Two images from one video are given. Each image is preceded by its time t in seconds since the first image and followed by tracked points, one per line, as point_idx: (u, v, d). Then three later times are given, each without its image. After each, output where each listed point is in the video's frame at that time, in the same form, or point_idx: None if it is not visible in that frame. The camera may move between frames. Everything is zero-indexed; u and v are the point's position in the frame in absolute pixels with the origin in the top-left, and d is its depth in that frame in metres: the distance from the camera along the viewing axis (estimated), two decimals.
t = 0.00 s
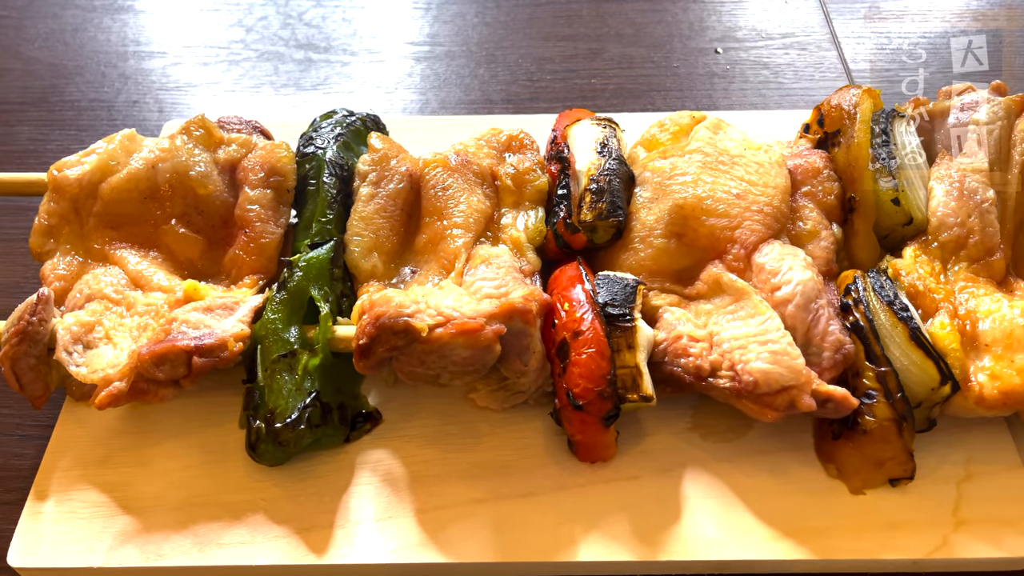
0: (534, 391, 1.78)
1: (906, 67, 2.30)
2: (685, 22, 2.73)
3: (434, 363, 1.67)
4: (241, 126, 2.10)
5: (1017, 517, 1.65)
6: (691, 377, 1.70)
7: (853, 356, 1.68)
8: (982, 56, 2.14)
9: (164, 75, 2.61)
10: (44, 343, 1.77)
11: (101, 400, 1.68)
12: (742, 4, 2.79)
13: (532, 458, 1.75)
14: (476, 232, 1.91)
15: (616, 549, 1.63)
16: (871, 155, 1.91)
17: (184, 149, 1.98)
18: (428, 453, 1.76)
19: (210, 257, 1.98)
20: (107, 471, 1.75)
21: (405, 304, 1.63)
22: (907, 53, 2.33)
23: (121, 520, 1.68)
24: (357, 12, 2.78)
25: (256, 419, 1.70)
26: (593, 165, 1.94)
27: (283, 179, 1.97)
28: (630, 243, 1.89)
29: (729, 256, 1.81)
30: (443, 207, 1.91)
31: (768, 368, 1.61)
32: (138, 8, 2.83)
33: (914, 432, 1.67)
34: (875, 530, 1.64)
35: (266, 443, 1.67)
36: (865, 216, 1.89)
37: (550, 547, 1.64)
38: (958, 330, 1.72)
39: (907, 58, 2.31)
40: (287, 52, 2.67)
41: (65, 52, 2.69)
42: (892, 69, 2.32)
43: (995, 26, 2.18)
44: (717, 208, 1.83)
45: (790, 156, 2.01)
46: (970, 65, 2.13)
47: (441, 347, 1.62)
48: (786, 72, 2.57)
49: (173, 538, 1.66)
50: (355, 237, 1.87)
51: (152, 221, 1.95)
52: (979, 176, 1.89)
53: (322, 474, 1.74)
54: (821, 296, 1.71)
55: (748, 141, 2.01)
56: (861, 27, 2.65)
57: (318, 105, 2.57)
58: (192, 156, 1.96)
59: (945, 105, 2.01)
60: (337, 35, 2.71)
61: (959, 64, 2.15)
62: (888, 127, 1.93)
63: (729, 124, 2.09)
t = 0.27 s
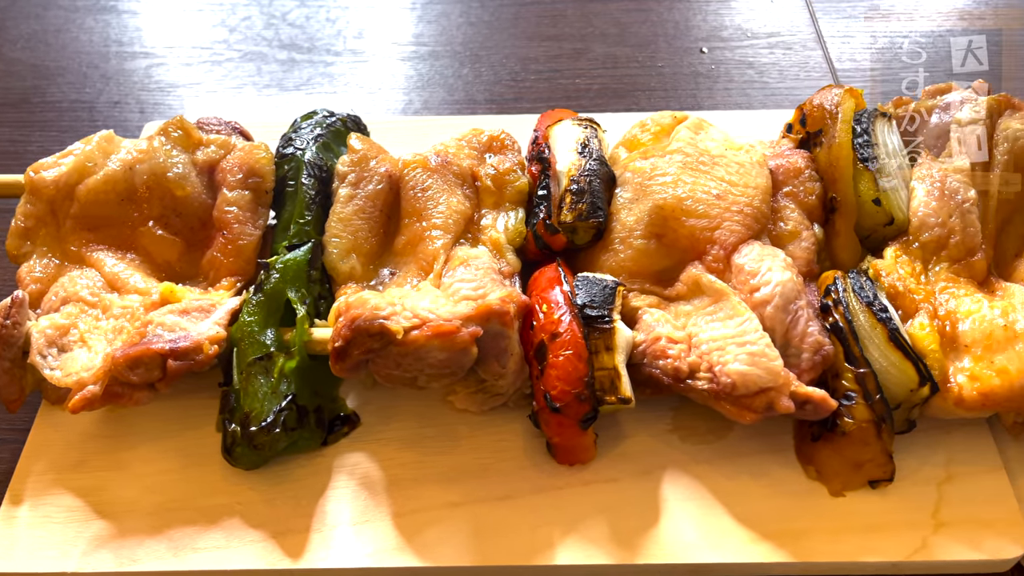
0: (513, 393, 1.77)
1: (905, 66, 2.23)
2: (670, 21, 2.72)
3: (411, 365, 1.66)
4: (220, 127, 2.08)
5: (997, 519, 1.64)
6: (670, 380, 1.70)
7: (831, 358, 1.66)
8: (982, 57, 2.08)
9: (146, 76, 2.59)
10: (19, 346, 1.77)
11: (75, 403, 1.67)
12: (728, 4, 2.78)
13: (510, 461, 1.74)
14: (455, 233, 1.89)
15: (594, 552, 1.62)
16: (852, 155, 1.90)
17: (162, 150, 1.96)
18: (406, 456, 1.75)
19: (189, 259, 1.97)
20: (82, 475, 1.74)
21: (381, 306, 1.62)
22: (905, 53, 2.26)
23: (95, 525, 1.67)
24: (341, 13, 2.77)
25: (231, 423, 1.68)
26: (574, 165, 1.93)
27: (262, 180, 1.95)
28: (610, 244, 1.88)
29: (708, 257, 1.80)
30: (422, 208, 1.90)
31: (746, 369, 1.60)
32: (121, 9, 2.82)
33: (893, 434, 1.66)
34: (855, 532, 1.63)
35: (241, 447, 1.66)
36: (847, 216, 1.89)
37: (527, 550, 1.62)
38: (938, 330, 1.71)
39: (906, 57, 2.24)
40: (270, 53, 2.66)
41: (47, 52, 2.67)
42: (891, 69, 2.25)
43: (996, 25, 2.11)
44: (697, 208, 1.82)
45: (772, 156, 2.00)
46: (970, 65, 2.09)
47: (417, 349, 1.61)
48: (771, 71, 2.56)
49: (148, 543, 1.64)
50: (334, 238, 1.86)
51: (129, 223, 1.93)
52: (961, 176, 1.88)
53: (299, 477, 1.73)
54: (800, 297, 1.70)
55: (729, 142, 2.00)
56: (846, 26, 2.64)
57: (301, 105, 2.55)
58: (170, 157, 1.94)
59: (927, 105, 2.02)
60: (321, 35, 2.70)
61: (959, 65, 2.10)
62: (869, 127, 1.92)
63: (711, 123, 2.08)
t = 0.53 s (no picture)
0: (493, 395, 1.76)
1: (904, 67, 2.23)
2: (657, 20, 2.71)
3: (390, 368, 1.64)
4: (200, 128, 2.07)
5: (979, 520, 1.64)
6: (651, 381, 1.68)
7: (813, 359, 1.65)
8: (982, 57, 2.06)
9: (130, 76, 2.58)
10: None
11: (51, 407, 1.67)
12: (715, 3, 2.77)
13: (491, 463, 1.73)
14: (436, 234, 1.88)
15: (574, 555, 1.61)
16: (836, 155, 1.89)
17: (142, 151, 1.95)
18: (385, 459, 1.74)
19: (169, 261, 1.95)
20: (59, 479, 1.72)
21: (359, 308, 1.61)
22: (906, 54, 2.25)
23: (72, 529, 1.66)
24: (327, 13, 2.75)
25: (209, 426, 1.67)
26: (556, 166, 1.92)
27: (242, 181, 1.94)
28: (592, 245, 1.87)
29: (689, 258, 1.79)
30: (404, 208, 1.88)
31: (726, 371, 1.59)
32: (105, 8, 2.80)
33: (874, 435, 1.65)
34: (837, 534, 1.62)
35: (219, 450, 1.65)
36: (830, 216, 1.88)
37: (507, 554, 1.61)
38: (920, 331, 1.70)
39: (906, 57, 2.24)
40: (254, 53, 2.64)
41: (30, 53, 2.66)
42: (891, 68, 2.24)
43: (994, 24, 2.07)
44: (679, 209, 1.81)
45: (755, 156, 1.99)
46: (970, 65, 2.07)
47: (395, 352, 1.60)
48: (757, 71, 2.55)
49: (125, 548, 1.63)
50: (313, 239, 1.85)
51: (108, 225, 1.92)
52: (944, 176, 1.87)
53: (278, 481, 1.72)
54: (782, 298, 1.69)
55: (712, 142, 1.99)
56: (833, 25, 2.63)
57: (285, 106, 2.54)
58: (149, 159, 1.93)
59: (911, 104, 2.02)
60: (306, 35, 2.69)
61: (959, 65, 2.09)
62: (852, 126, 1.91)
63: (695, 123, 2.07)
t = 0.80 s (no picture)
0: (476, 397, 1.74)
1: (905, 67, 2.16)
2: (645, 18, 2.68)
3: (369, 370, 1.63)
4: (181, 128, 2.05)
5: (964, 521, 1.62)
6: (633, 382, 1.67)
7: (797, 359, 1.64)
8: (982, 57, 2.03)
9: (114, 76, 2.56)
10: None
11: (26, 410, 1.65)
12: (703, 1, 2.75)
13: (473, 466, 1.71)
14: (418, 235, 1.86)
15: (556, 558, 1.60)
16: (821, 153, 1.87)
17: (121, 151, 1.92)
18: (366, 462, 1.72)
19: (148, 262, 1.93)
20: (36, 483, 1.70)
21: (337, 310, 1.59)
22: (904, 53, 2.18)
23: (48, 533, 1.64)
24: (312, 11, 2.73)
25: (187, 429, 1.66)
26: (539, 165, 1.90)
27: (222, 181, 1.92)
28: (576, 245, 1.85)
29: (673, 257, 1.78)
30: (385, 208, 1.87)
31: (709, 372, 1.58)
32: (89, 7, 2.77)
33: (859, 436, 1.63)
34: (821, 536, 1.61)
35: (197, 453, 1.64)
36: (815, 216, 1.86)
37: (488, 557, 1.60)
38: (904, 331, 1.69)
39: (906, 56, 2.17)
40: (239, 52, 2.62)
41: (12, 52, 2.63)
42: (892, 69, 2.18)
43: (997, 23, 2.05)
44: (663, 208, 1.80)
45: (741, 154, 1.97)
46: (970, 65, 2.03)
47: (374, 354, 1.58)
48: (745, 68, 2.54)
49: (101, 552, 1.61)
50: (294, 240, 1.83)
51: (87, 225, 1.90)
52: (930, 174, 1.86)
53: (257, 484, 1.70)
54: (765, 298, 1.67)
55: (697, 140, 1.97)
56: (822, 23, 2.62)
57: (270, 105, 2.52)
58: (128, 158, 1.90)
59: (898, 102, 2.00)
60: (291, 34, 2.67)
61: (959, 64, 2.04)
62: (838, 124, 1.90)
63: (680, 122, 2.05)
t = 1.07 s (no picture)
0: (455, 400, 1.74)
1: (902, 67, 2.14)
2: (631, 19, 2.67)
3: (346, 373, 1.62)
4: (162, 130, 2.04)
5: (943, 523, 1.62)
6: (612, 385, 1.67)
7: (775, 362, 1.63)
8: (982, 57, 2.05)
9: (97, 78, 2.55)
10: None
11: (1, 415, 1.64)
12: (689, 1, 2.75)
13: (452, 469, 1.71)
14: (398, 237, 1.85)
15: (534, 562, 1.59)
16: (802, 155, 1.87)
17: (100, 154, 1.91)
18: (345, 466, 1.72)
19: (127, 265, 1.92)
20: (13, 488, 1.69)
21: (314, 313, 1.58)
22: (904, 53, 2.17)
23: (25, 539, 1.63)
24: (297, 12, 2.72)
25: (164, 433, 1.65)
26: (520, 167, 1.89)
27: (202, 184, 1.91)
28: (556, 247, 1.85)
29: (653, 259, 1.77)
30: (365, 211, 1.86)
31: (687, 375, 1.57)
32: (72, 8, 2.75)
33: (838, 439, 1.63)
34: (800, 539, 1.60)
35: (174, 458, 1.63)
36: (796, 217, 1.86)
37: (466, 561, 1.59)
38: (884, 333, 1.68)
39: (907, 57, 2.15)
40: (223, 53, 2.61)
41: None
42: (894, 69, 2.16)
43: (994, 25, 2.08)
44: (643, 210, 1.79)
45: (723, 155, 1.97)
46: (971, 65, 2.04)
47: (351, 357, 1.57)
48: (730, 69, 2.53)
49: (78, 557, 1.61)
50: (273, 243, 1.83)
51: (66, 228, 1.89)
52: (910, 176, 1.85)
53: (235, 488, 1.69)
54: (744, 300, 1.67)
55: (678, 142, 1.97)
56: (807, 23, 2.62)
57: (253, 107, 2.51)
58: (107, 161, 1.90)
59: (880, 103, 1.99)
60: (275, 35, 2.66)
61: (959, 64, 2.05)
62: (819, 125, 1.90)
63: (662, 123, 2.05)
